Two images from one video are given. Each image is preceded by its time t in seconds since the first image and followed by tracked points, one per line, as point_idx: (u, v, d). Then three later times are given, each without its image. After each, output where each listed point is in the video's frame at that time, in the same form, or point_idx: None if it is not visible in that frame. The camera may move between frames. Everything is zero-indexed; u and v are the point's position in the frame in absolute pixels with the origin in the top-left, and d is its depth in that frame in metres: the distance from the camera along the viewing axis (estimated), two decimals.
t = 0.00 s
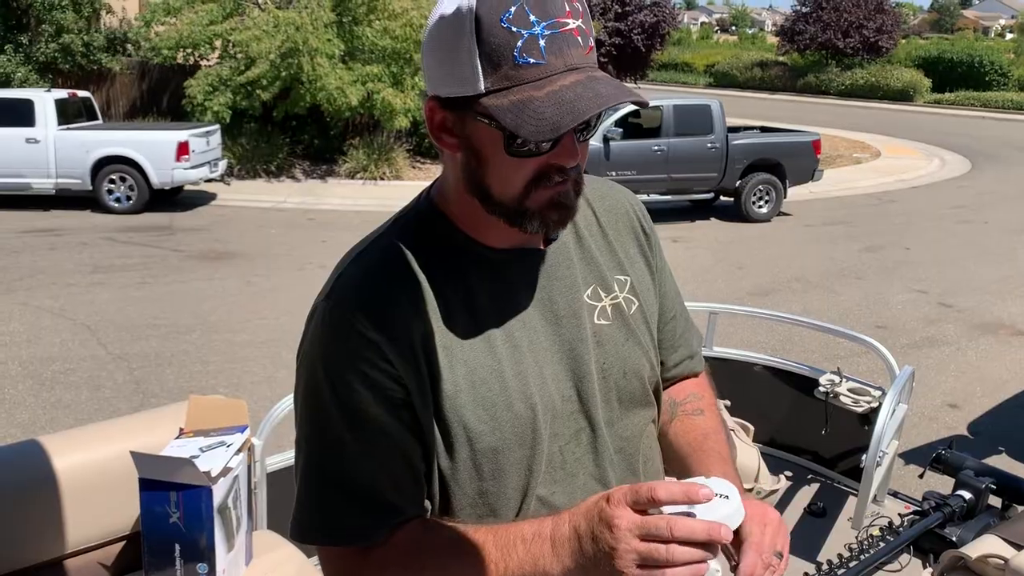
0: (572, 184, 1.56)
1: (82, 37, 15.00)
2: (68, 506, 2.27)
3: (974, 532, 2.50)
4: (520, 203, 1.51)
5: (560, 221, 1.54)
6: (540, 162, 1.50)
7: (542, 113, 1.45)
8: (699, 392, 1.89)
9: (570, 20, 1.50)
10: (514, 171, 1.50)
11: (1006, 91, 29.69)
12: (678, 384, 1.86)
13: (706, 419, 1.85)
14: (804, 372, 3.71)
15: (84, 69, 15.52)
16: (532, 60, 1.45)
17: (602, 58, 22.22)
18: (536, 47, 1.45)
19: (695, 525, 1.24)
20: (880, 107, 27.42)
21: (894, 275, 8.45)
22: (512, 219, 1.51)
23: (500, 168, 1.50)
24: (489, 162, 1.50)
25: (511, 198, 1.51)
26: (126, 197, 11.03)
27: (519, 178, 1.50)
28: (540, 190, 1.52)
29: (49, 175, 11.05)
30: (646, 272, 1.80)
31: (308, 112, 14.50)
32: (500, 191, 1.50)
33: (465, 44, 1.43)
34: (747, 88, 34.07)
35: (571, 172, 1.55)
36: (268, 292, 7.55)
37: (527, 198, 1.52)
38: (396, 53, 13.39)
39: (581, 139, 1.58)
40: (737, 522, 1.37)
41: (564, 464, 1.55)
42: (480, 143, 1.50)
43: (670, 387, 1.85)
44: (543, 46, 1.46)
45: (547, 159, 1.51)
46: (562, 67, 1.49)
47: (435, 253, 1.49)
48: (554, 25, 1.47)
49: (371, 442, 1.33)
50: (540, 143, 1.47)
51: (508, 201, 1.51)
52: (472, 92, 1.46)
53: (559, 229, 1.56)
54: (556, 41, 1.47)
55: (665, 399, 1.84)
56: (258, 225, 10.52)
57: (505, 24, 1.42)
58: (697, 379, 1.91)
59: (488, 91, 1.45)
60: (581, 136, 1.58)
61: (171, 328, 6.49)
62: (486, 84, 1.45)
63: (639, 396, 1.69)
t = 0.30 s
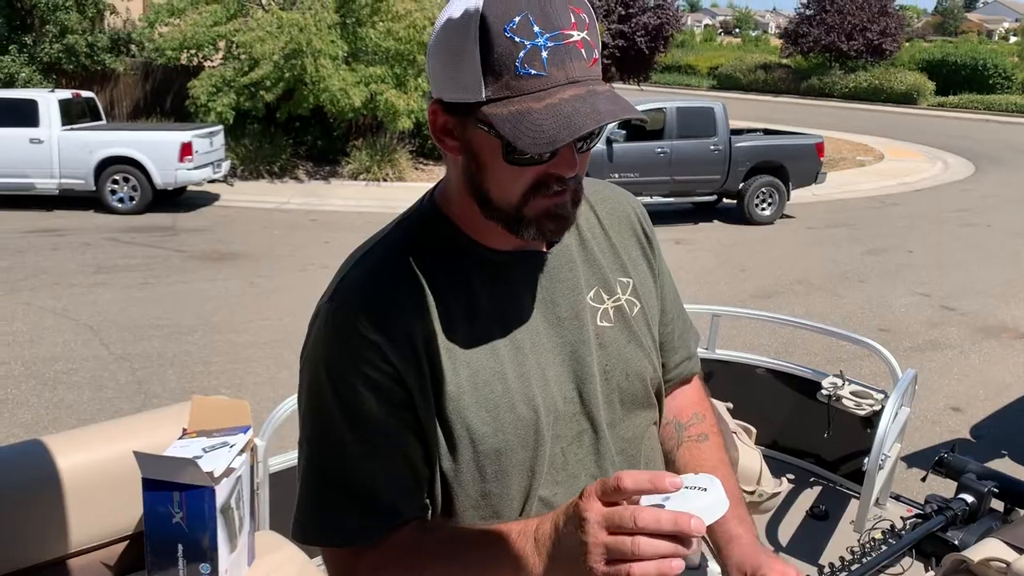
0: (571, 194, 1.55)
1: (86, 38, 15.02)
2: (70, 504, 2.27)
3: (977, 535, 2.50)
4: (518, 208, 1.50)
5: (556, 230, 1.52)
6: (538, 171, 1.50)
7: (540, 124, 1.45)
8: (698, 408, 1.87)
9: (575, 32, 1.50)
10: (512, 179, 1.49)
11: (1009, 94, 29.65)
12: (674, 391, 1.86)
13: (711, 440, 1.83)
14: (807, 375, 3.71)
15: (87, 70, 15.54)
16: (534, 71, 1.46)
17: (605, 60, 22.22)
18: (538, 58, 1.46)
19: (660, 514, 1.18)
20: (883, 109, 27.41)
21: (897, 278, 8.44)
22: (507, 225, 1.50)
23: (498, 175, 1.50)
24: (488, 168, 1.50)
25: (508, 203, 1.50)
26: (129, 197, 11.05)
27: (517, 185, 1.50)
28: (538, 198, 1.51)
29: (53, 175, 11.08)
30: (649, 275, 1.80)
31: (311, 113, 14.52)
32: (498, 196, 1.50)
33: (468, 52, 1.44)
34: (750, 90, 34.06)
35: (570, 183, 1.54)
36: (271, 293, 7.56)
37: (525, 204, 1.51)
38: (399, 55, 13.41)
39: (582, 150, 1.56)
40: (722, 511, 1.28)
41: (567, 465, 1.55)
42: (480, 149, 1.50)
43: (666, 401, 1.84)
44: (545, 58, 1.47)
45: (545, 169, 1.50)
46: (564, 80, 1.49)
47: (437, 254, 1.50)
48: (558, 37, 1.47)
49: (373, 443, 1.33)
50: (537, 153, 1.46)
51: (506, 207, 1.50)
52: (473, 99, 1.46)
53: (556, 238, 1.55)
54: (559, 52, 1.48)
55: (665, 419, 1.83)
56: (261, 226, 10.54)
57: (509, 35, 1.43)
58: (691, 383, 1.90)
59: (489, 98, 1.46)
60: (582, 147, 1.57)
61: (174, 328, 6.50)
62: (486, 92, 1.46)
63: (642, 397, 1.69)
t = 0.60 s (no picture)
0: (559, 199, 1.55)
1: (88, 37, 15.02)
2: (72, 503, 2.28)
3: (977, 537, 2.50)
4: (505, 209, 1.50)
5: (542, 235, 1.52)
6: (522, 174, 1.50)
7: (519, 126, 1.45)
8: (696, 424, 1.89)
9: (559, 35, 1.50)
10: (497, 180, 1.49)
11: (1012, 96, 29.61)
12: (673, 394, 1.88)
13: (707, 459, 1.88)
14: (808, 376, 3.71)
15: (90, 70, 15.56)
16: (511, 73, 1.46)
17: (607, 61, 22.20)
18: (517, 60, 1.46)
19: (629, 529, 1.13)
20: (885, 111, 27.39)
21: (898, 280, 8.43)
22: (494, 227, 1.50)
23: (483, 177, 1.50)
24: (474, 168, 1.50)
25: (493, 205, 1.50)
26: (132, 197, 11.06)
27: (502, 186, 1.50)
28: (523, 201, 1.51)
29: (55, 174, 11.09)
30: (650, 278, 1.80)
31: (313, 113, 14.53)
32: (484, 197, 1.50)
33: (451, 53, 1.46)
34: (752, 92, 34.04)
35: (556, 188, 1.54)
36: (272, 292, 7.56)
37: (512, 206, 1.51)
38: (401, 55, 13.43)
39: (571, 154, 1.55)
40: (705, 530, 1.23)
41: (568, 466, 1.56)
42: (466, 150, 1.50)
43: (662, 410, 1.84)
44: (524, 60, 1.47)
45: (529, 172, 1.50)
46: (542, 82, 1.48)
47: (437, 255, 1.50)
48: (538, 39, 1.48)
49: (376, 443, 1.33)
50: (516, 155, 1.46)
51: (492, 208, 1.50)
52: (456, 99, 1.48)
53: (543, 243, 1.54)
54: (539, 55, 1.48)
55: (665, 434, 1.85)
56: (263, 226, 10.55)
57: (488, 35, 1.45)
58: (686, 387, 1.91)
59: (471, 98, 1.47)
60: (569, 152, 1.55)
61: (176, 328, 6.51)
62: (465, 93, 1.47)
63: (643, 399, 1.70)
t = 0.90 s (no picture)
0: (556, 197, 1.55)
1: (92, 39, 15.04)
2: (76, 502, 2.29)
3: (979, 539, 2.49)
4: (502, 209, 1.51)
5: (540, 232, 1.53)
6: (517, 172, 1.51)
7: (509, 123, 1.45)
8: (700, 427, 1.90)
9: (547, 32, 1.50)
10: (493, 179, 1.50)
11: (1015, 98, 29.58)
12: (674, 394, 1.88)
13: (712, 461, 1.89)
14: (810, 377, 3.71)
15: (93, 71, 15.60)
16: (496, 72, 1.45)
17: (610, 62, 22.19)
18: (503, 58, 1.46)
19: (601, 541, 1.13)
20: (887, 112, 27.38)
21: (901, 281, 8.43)
22: (494, 226, 1.50)
23: (480, 178, 1.51)
24: (470, 169, 1.51)
25: (491, 205, 1.50)
26: (135, 198, 11.08)
27: (498, 185, 1.51)
28: (519, 199, 1.52)
29: (58, 175, 11.11)
30: (653, 279, 1.80)
31: (316, 114, 14.56)
32: (480, 196, 1.51)
33: (441, 54, 1.47)
34: (755, 93, 34.03)
35: (552, 186, 1.54)
36: (275, 293, 7.58)
37: (509, 205, 1.52)
38: (404, 56, 13.44)
39: (565, 151, 1.54)
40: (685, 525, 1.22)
41: (571, 467, 1.57)
42: (462, 151, 1.52)
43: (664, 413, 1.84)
44: (511, 58, 1.46)
45: (524, 171, 1.51)
46: (529, 80, 1.48)
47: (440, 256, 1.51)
48: (524, 37, 1.47)
49: (380, 445, 1.33)
50: (510, 152, 1.47)
51: (488, 207, 1.51)
52: (446, 99, 1.49)
53: (540, 242, 1.55)
54: (525, 53, 1.47)
55: (669, 437, 1.86)
56: (266, 226, 10.56)
57: (474, 32, 1.44)
58: (688, 389, 1.92)
59: (463, 98, 1.47)
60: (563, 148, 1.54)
61: (178, 328, 6.52)
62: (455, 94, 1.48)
63: (646, 400, 1.70)
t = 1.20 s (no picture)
0: (552, 201, 1.55)
1: (96, 41, 15.08)
2: (80, 503, 2.29)
3: (983, 539, 2.49)
4: (497, 214, 1.51)
5: (534, 237, 1.52)
6: (509, 177, 1.51)
7: (497, 130, 1.45)
8: (710, 428, 1.91)
9: (533, 38, 1.49)
10: (486, 185, 1.50)
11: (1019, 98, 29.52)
12: (680, 395, 1.88)
13: (722, 461, 1.89)
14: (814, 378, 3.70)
15: (97, 74, 15.64)
16: (481, 78, 1.46)
17: (613, 63, 22.19)
18: (488, 66, 1.46)
19: (574, 510, 1.11)
20: (890, 113, 27.35)
21: (905, 282, 8.42)
22: (489, 231, 1.50)
23: (474, 183, 1.51)
24: (463, 174, 1.52)
25: (484, 210, 1.50)
26: (139, 200, 11.11)
27: (491, 190, 1.51)
28: (512, 204, 1.52)
29: (62, 177, 11.14)
30: (656, 280, 1.80)
31: (319, 116, 14.59)
32: (475, 201, 1.51)
33: (429, 63, 1.49)
34: (758, 94, 34.02)
35: (545, 190, 1.53)
36: (278, 295, 7.59)
37: (504, 210, 1.51)
38: (407, 58, 13.46)
39: (558, 154, 1.54)
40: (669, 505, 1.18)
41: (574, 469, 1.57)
42: (455, 157, 1.53)
43: (670, 415, 1.84)
44: (495, 65, 1.47)
45: (517, 175, 1.51)
46: (514, 87, 1.48)
47: (440, 259, 1.51)
48: (509, 43, 1.47)
49: (381, 448, 1.34)
50: (501, 158, 1.47)
51: (482, 211, 1.51)
52: (435, 107, 1.50)
53: (537, 246, 1.55)
54: (510, 60, 1.48)
55: (679, 441, 1.86)
56: (269, 228, 10.59)
57: (460, 39, 1.45)
58: (694, 390, 1.92)
59: (452, 106, 1.48)
60: (554, 151, 1.53)
61: (182, 329, 6.54)
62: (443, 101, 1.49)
63: (648, 403, 1.70)
